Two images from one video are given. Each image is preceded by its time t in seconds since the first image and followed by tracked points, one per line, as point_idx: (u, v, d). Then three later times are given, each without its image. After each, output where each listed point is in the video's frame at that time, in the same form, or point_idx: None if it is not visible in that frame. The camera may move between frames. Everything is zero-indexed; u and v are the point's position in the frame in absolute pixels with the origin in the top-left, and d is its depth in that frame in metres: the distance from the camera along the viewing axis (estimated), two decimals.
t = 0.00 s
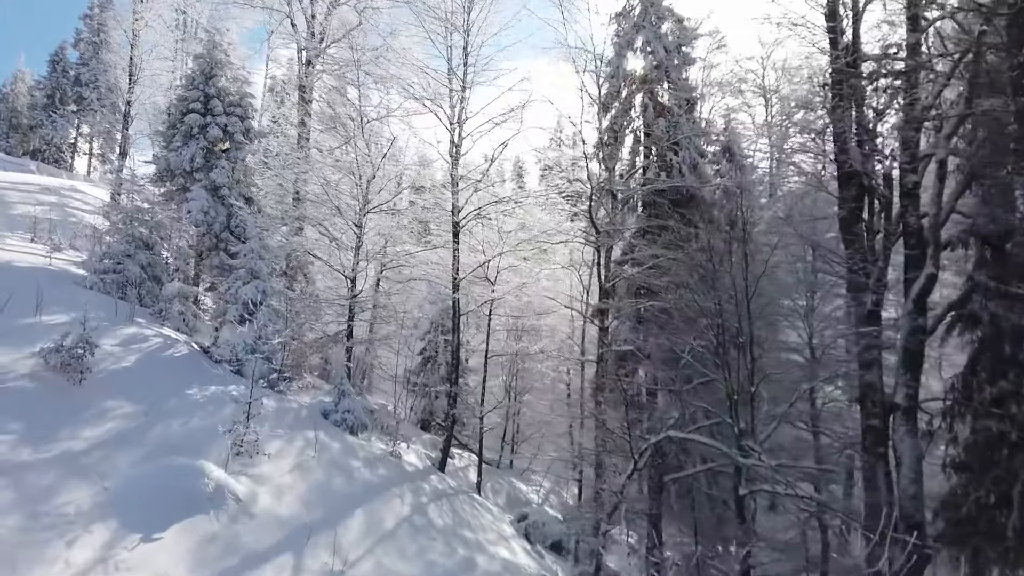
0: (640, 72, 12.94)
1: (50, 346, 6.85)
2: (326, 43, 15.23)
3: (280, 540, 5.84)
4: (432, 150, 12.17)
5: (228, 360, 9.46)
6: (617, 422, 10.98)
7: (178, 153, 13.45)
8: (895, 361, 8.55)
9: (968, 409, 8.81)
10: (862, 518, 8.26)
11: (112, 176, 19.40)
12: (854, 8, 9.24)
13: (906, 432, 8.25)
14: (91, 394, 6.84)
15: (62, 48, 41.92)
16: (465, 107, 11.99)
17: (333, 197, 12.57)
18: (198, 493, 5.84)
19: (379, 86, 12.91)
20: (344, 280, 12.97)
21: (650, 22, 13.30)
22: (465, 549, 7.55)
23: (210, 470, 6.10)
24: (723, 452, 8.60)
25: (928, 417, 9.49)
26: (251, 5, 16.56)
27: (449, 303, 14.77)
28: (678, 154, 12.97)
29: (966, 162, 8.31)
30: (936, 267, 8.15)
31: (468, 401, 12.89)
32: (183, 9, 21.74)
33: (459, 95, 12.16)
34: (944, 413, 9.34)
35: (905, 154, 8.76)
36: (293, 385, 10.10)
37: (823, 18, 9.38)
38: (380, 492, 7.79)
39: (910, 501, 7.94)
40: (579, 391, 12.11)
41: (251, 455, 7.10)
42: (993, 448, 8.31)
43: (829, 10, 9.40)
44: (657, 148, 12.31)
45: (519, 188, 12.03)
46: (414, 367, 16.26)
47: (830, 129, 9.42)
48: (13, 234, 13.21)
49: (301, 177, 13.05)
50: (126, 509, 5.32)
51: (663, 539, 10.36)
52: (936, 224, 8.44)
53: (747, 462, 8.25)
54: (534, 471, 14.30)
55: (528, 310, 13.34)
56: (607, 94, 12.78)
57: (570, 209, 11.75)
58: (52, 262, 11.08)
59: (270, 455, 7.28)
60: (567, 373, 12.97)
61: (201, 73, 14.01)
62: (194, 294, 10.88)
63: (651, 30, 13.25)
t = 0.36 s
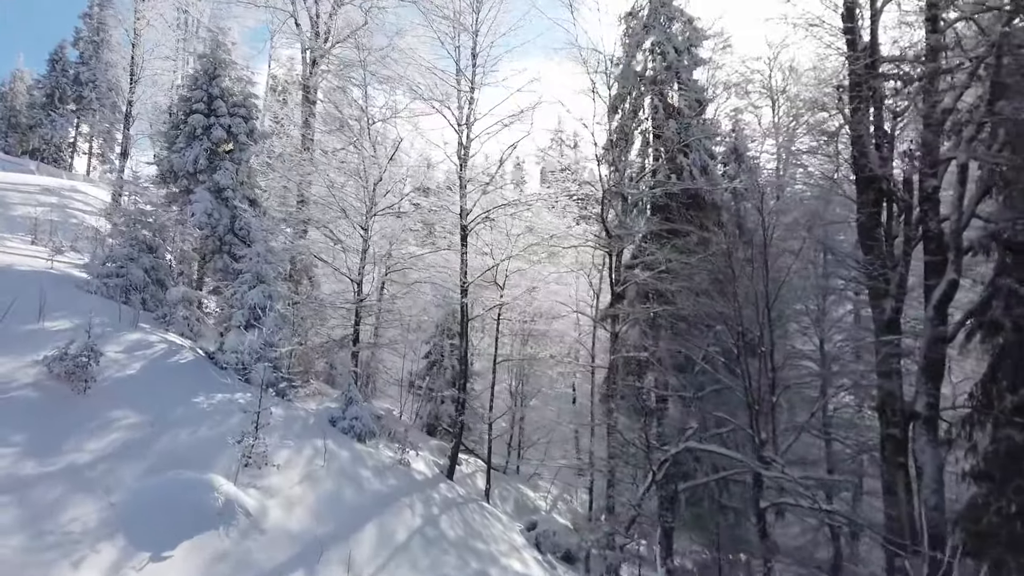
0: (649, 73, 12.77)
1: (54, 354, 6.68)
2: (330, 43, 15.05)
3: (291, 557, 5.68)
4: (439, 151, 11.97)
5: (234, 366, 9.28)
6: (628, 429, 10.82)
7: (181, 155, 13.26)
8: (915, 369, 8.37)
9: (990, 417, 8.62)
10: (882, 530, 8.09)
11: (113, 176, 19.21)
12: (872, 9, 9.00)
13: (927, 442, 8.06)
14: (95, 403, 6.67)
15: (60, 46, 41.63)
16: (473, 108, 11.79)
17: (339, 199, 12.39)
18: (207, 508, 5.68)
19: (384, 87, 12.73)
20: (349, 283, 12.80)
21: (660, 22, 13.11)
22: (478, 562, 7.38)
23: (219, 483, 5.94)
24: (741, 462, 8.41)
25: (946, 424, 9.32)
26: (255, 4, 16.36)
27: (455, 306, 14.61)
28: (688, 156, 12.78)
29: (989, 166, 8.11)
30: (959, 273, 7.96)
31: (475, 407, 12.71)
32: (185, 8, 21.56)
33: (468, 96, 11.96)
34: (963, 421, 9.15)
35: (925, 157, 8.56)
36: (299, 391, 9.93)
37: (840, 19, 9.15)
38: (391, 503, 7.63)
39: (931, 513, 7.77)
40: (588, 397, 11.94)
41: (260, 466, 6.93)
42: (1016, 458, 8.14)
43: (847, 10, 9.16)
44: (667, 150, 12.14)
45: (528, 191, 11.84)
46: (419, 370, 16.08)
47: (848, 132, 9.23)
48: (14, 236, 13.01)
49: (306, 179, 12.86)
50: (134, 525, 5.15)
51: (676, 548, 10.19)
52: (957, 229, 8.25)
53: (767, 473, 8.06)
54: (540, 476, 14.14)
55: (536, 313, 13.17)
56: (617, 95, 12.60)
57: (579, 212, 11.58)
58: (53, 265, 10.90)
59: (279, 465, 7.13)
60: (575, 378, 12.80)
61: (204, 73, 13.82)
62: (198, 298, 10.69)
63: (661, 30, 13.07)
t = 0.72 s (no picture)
0: (660, 74, 12.58)
1: (58, 364, 6.48)
2: (335, 43, 14.86)
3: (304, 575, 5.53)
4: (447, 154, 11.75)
5: (240, 372, 9.10)
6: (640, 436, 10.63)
7: (184, 156, 13.05)
8: (936, 378, 8.15)
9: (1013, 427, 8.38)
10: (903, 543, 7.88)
11: (115, 177, 18.99)
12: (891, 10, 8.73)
13: (948, 452, 7.87)
14: (100, 415, 6.48)
15: (59, 45, 41.31)
16: (482, 110, 11.58)
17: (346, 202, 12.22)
18: (218, 525, 5.51)
19: (390, 88, 12.55)
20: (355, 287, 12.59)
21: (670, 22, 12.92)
22: None
23: (229, 498, 5.77)
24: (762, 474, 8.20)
25: (965, 433, 9.14)
26: (259, 4, 16.14)
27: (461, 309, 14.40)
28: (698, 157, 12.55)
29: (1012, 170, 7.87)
30: (982, 280, 7.73)
31: (484, 413, 12.51)
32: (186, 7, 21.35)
33: (476, 97, 11.75)
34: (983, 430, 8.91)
35: (945, 160, 8.32)
36: (306, 398, 9.74)
37: (859, 20, 8.90)
38: (402, 516, 7.48)
39: (953, 525, 7.59)
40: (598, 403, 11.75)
41: (270, 478, 6.76)
42: None
43: (867, 12, 8.87)
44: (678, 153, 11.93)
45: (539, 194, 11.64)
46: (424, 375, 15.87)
47: (866, 135, 9.01)
48: (15, 239, 12.81)
49: (311, 181, 12.66)
50: (143, 544, 4.97)
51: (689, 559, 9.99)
52: (980, 234, 8.02)
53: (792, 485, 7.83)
54: (547, 482, 13.95)
55: (544, 318, 12.97)
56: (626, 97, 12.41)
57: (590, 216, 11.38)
58: (55, 269, 10.71)
59: (288, 476, 6.94)
60: (584, 384, 12.60)
61: (208, 73, 13.62)
62: (204, 303, 10.51)
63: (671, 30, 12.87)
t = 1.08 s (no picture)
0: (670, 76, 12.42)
1: (63, 375, 6.31)
2: (340, 44, 14.70)
3: None
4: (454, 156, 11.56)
5: (247, 380, 8.91)
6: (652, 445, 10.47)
7: (188, 158, 12.87)
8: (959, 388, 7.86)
9: None
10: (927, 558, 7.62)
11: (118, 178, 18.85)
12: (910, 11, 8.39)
13: (971, 462, 7.48)
14: (106, 426, 6.31)
15: (60, 45, 41.09)
16: (491, 112, 11.37)
17: (353, 206, 12.04)
18: (229, 543, 5.35)
19: (397, 89, 12.37)
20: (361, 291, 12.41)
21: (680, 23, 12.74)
22: None
23: (241, 515, 5.61)
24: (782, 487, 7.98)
25: (987, 443, 8.90)
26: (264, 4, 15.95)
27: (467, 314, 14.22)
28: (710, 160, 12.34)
29: None
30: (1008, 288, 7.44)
31: (491, 420, 12.32)
32: (189, 8, 21.20)
33: (486, 99, 11.56)
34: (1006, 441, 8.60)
35: (967, 164, 8.04)
36: (313, 406, 9.55)
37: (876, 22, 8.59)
38: (414, 531, 7.34)
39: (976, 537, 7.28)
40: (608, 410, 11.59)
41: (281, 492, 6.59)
42: None
43: (884, 12, 8.56)
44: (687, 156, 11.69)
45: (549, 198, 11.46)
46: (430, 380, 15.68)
47: (884, 139, 8.74)
48: (17, 242, 12.65)
49: (316, 184, 12.47)
50: (154, 564, 4.81)
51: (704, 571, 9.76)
52: (1005, 240, 7.73)
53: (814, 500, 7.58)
54: (554, 489, 13.77)
55: (553, 323, 12.79)
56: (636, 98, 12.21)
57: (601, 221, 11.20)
58: (58, 273, 10.54)
59: (301, 489, 6.78)
60: (593, 390, 12.42)
61: (212, 74, 13.45)
62: (209, 309, 10.33)
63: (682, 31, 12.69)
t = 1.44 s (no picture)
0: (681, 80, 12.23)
1: (69, 390, 6.14)
2: (346, 47, 14.54)
3: None
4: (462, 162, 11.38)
5: (254, 391, 8.72)
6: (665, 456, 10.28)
7: (192, 163, 12.71)
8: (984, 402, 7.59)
9: None
10: None
11: (120, 182, 18.65)
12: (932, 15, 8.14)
13: (996, 478, 7.10)
14: (114, 442, 6.15)
15: (59, 46, 40.80)
16: (501, 117, 11.20)
17: (360, 212, 11.89)
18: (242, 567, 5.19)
19: (404, 93, 12.22)
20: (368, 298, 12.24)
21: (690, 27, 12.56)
22: None
23: (253, 537, 5.45)
24: (803, 504, 7.74)
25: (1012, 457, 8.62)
26: (268, 7, 15.79)
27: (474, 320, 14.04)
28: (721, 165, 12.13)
29: None
30: None
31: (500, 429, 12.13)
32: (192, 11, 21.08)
33: (495, 104, 11.37)
34: None
35: (991, 171, 7.77)
36: (321, 416, 9.36)
37: (896, 26, 8.37)
38: (427, 549, 7.23)
39: (1002, 554, 6.88)
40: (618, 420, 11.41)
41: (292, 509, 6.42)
42: None
43: (904, 17, 8.33)
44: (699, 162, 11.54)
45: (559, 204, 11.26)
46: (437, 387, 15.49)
47: (904, 146, 8.50)
48: (18, 248, 12.46)
49: (321, 189, 12.29)
50: None
51: None
52: None
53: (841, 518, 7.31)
54: (562, 498, 13.56)
55: (562, 330, 12.59)
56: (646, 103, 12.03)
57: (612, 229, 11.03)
58: (59, 280, 10.34)
59: (312, 506, 6.62)
60: (603, 399, 12.23)
61: (216, 78, 13.32)
62: (215, 317, 10.15)
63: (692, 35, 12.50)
